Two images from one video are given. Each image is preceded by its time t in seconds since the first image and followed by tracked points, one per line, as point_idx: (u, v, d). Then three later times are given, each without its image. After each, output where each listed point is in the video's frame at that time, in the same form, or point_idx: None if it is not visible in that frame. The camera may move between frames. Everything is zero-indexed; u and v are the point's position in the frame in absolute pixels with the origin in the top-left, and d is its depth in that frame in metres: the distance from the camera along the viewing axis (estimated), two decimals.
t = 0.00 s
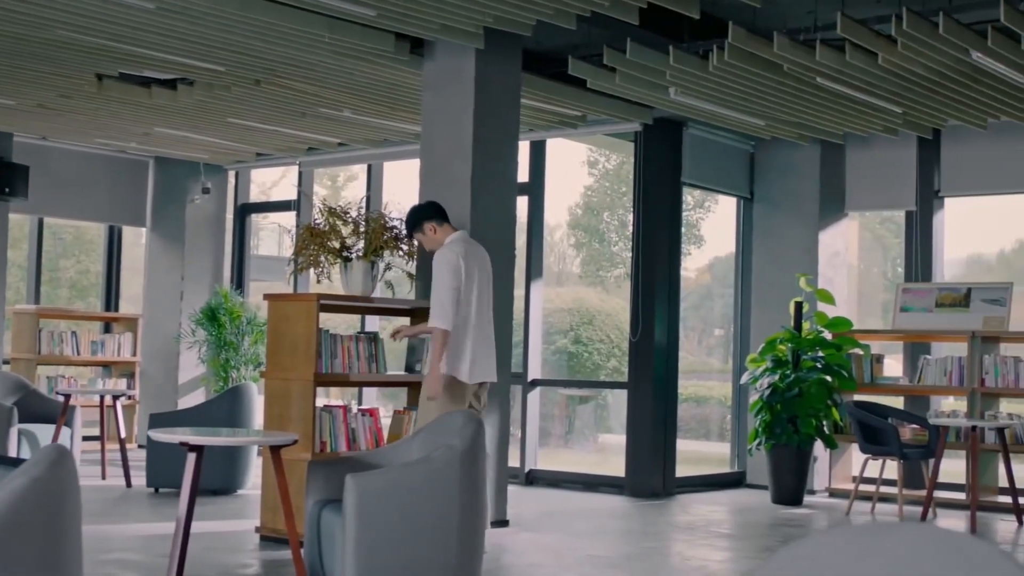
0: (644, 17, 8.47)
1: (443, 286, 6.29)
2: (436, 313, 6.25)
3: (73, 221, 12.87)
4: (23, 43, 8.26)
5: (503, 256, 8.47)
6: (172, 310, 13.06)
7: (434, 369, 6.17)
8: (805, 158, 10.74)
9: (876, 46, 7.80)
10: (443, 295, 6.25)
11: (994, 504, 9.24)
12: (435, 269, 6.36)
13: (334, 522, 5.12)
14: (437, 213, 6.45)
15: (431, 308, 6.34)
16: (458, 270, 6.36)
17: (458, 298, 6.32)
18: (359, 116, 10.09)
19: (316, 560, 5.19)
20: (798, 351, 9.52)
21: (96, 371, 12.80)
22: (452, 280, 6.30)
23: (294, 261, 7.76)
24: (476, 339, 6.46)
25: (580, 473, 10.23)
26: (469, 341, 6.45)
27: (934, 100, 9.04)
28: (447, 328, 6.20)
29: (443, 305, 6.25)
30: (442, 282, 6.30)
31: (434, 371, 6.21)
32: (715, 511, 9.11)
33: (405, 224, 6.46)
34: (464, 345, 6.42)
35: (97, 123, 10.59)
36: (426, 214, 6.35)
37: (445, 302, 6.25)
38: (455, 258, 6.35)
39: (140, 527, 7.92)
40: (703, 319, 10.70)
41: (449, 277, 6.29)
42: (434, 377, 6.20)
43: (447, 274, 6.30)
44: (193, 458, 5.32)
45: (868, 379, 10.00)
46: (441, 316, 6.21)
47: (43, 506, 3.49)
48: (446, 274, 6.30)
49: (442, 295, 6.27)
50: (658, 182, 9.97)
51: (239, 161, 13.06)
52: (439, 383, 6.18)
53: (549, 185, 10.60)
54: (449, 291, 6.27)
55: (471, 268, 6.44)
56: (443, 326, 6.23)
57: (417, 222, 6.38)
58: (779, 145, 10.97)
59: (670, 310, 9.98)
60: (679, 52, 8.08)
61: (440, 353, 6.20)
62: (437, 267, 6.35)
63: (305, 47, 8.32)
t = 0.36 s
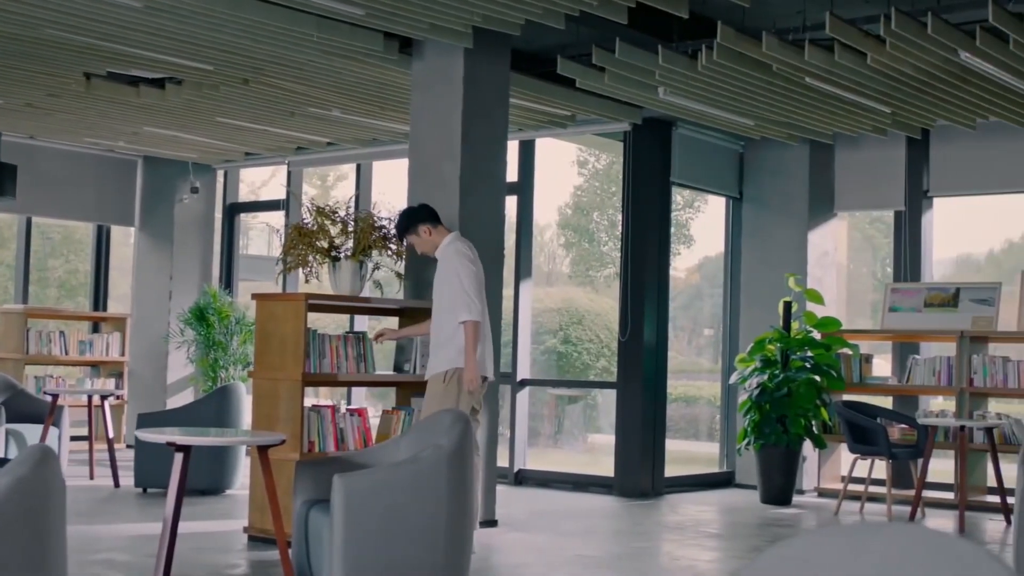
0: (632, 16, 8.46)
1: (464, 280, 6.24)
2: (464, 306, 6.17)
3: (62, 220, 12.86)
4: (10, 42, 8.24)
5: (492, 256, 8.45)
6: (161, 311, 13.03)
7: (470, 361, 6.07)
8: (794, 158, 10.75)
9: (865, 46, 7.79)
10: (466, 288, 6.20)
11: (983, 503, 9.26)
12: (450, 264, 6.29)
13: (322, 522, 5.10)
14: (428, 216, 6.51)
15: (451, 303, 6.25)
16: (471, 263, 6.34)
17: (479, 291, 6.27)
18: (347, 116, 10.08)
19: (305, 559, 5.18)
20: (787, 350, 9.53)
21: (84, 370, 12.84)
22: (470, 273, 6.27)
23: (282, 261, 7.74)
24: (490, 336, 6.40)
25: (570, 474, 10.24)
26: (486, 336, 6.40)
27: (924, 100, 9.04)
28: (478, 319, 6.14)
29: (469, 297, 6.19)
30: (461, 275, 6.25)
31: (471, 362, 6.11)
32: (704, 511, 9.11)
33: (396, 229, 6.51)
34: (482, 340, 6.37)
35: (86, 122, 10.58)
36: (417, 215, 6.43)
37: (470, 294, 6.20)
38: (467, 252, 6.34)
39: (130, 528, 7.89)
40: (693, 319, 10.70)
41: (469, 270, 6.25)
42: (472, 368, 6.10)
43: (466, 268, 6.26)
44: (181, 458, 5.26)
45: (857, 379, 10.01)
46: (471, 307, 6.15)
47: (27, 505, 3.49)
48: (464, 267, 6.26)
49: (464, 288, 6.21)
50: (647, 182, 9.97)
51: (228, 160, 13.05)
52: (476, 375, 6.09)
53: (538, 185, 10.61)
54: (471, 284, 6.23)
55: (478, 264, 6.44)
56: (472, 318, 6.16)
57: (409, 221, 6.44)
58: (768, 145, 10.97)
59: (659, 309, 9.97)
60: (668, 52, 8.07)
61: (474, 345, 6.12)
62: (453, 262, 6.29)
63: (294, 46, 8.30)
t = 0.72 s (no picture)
0: (625, 16, 8.46)
1: (455, 285, 6.23)
2: (451, 312, 6.17)
3: (54, 220, 12.85)
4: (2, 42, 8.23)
5: (484, 256, 8.44)
6: (153, 309, 13.01)
7: (443, 367, 6.07)
8: (786, 158, 10.76)
9: (857, 46, 7.78)
10: (455, 293, 6.20)
11: (975, 503, 9.26)
12: (443, 267, 6.27)
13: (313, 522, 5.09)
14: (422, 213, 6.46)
15: (438, 307, 6.25)
16: (465, 269, 6.32)
17: (467, 297, 6.24)
18: (340, 116, 10.09)
19: (296, 559, 5.17)
20: (779, 351, 9.52)
21: (77, 370, 12.83)
22: (461, 279, 6.25)
23: (274, 260, 7.73)
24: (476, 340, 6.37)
25: (562, 473, 10.25)
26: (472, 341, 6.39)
27: (916, 100, 9.04)
28: (461, 328, 6.15)
29: (457, 303, 6.19)
30: (453, 280, 6.24)
31: (443, 370, 6.12)
32: (696, 511, 9.11)
33: (389, 223, 6.43)
34: (470, 346, 6.34)
35: (78, 122, 10.59)
36: (411, 212, 6.39)
37: (458, 301, 6.19)
38: (462, 257, 6.31)
39: (120, 528, 7.89)
40: (686, 319, 10.71)
41: (462, 276, 6.24)
42: (442, 376, 6.10)
43: (459, 275, 6.25)
44: (174, 458, 5.23)
45: (849, 379, 10.01)
46: (457, 314, 6.16)
47: (17, 505, 3.49)
48: (457, 273, 6.24)
49: (454, 294, 6.21)
50: (640, 182, 9.98)
51: (221, 160, 13.06)
52: (445, 381, 6.08)
53: (530, 185, 10.62)
54: (460, 290, 6.22)
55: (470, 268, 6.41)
56: (456, 326, 6.16)
57: (403, 218, 6.40)
58: (761, 145, 10.98)
59: (652, 308, 9.98)
60: (660, 52, 8.06)
61: (452, 352, 6.13)
62: (446, 266, 6.27)
63: (287, 46, 8.30)
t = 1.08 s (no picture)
0: (617, 16, 8.45)
1: (436, 289, 6.22)
2: (430, 315, 6.15)
3: (46, 220, 12.84)
4: None
5: (476, 256, 8.44)
6: (144, 308, 13.10)
7: (416, 370, 6.05)
8: (779, 157, 10.76)
9: (849, 46, 7.77)
10: (434, 298, 6.17)
11: (967, 503, 9.26)
12: (427, 271, 6.28)
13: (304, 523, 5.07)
14: (408, 213, 6.45)
15: (418, 309, 6.25)
16: (448, 274, 6.31)
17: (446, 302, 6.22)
18: (332, 115, 10.08)
19: (287, 560, 5.16)
20: (771, 350, 9.53)
21: (68, 370, 12.81)
22: (441, 284, 6.23)
23: (265, 260, 7.70)
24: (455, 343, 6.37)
25: (555, 474, 10.25)
26: (451, 347, 6.38)
27: (908, 100, 9.04)
28: (440, 330, 6.12)
29: (436, 307, 6.16)
30: (432, 284, 6.23)
31: (419, 373, 6.09)
32: (688, 511, 9.11)
33: (379, 219, 6.45)
34: (449, 349, 6.35)
35: (69, 122, 10.58)
36: (398, 211, 6.38)
37: (438, 304, 6.17)
38: (447, 262, 6.30)
39: (111, 528, 7.89)
40: (678, 319, 10.71)
41: (444, 280, 6.22)
42: (418, 379, 6.08)
43: (439, 280, 6.24)
44: (165, 457, 5.21)
45: (841, 379, 10.02)
46: (435, 318, 6.13)
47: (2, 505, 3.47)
48: (439, 277, 6.23)
49: (434, 298, 6.19)
50: (633, 182, 9.98)
51: (213, 160, 13.07)
52: (418, 384, 6.06)
53: (523, 184, 10.61)
54: (440, 294, 6.19)
55: (454, 270, 6.38)
56: (435, 329, 6.13)
57: (390, 217, 6.40)
58: (753, 145, 10.98)
59: (644, 308, 9.99)
60: (652, 52, 8.06)
61: (429, 356, 6.11)
62: (429, 270, 6.27)
63: (278, 45, 8.29)
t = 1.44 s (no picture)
0: (610, 16, 8.44)
1: (417, 290, 6.21)
2: (411, 316, 6.15)
3: (37, 219, 12.82)
4: None
5: (467, 256, 8.43)
6: (136, 308, 13.03)
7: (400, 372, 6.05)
8: (771, 157, 10.76)
9: (840, 46, 7.77)
10: (415, 299, 6.16)
11: (958, 503, 9.26)
12: (410, 272, 6.26)
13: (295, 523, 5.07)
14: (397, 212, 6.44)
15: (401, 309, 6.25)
16: (431, 275, 6.28)
17: (427, 303, 6.20)
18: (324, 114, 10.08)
19: (278, 561, 5.14)
20: (764, 350, 9.55)
21: (59, 369, 12.85)
22: (424, 285, 6.21)
23: (257, 259, 7.65)
24: (440, 342, 6.36)
25: (547, 474, 10.25)
26: (436, 347, 6.36)
27: (900, 100, 9.05)
28: (421, 332, 6.12)
29: (417, 308, 6.16)
30: (415, 285, 6.21)
31: (404, 374, 6.11)
32: (680, 511, 9.10)
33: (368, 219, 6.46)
34: (433, 348, 6.34)
35: (61, 121, 10.57)
36: (386, 211, 6.38)
37: (419, 306, 6.16)
38: (430, 263, 6.27)
39: (101, 527, 7.88)
40: (670, 319, 10.71)
41: (425, 282, 6.19)
42: (403, 380, 6.09)
43: (421, 281, 6.22)
44: (155, 458, 5.20)
45: (833, 379, 10.02)
46: (416, 319, 6.12)
47: None
48: (421, 278, 6.22)
49: (416, 299, 6.18)
50: (626, 182, 9.99)
51: (206, 160, 13.07)
52: (405, 385, 6.07)
53: (514, 185, 10.64)
54: (421, 295, 6.18)
55: (439, 269, 6.36)
56: (416, 330, 6.13)
57: (378, 217, 6.40)
58: (745, 145, 10.98)
59: (636, 308, 10.00)
60: (643, 52, 8.05)
61: (411, 357, 6.12)
62: (412, 271, 6.26)
63: (270, 44, 8.28)
